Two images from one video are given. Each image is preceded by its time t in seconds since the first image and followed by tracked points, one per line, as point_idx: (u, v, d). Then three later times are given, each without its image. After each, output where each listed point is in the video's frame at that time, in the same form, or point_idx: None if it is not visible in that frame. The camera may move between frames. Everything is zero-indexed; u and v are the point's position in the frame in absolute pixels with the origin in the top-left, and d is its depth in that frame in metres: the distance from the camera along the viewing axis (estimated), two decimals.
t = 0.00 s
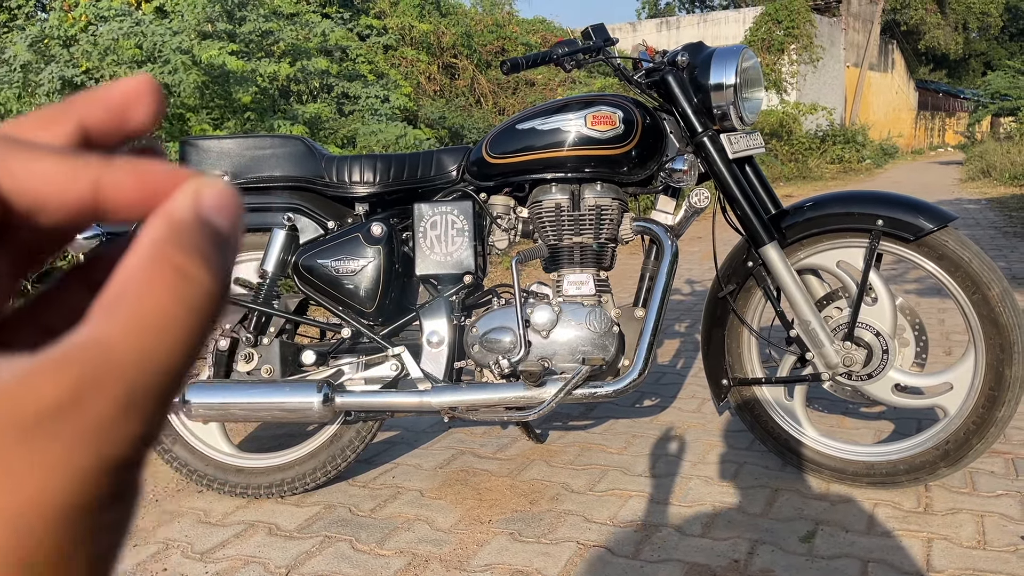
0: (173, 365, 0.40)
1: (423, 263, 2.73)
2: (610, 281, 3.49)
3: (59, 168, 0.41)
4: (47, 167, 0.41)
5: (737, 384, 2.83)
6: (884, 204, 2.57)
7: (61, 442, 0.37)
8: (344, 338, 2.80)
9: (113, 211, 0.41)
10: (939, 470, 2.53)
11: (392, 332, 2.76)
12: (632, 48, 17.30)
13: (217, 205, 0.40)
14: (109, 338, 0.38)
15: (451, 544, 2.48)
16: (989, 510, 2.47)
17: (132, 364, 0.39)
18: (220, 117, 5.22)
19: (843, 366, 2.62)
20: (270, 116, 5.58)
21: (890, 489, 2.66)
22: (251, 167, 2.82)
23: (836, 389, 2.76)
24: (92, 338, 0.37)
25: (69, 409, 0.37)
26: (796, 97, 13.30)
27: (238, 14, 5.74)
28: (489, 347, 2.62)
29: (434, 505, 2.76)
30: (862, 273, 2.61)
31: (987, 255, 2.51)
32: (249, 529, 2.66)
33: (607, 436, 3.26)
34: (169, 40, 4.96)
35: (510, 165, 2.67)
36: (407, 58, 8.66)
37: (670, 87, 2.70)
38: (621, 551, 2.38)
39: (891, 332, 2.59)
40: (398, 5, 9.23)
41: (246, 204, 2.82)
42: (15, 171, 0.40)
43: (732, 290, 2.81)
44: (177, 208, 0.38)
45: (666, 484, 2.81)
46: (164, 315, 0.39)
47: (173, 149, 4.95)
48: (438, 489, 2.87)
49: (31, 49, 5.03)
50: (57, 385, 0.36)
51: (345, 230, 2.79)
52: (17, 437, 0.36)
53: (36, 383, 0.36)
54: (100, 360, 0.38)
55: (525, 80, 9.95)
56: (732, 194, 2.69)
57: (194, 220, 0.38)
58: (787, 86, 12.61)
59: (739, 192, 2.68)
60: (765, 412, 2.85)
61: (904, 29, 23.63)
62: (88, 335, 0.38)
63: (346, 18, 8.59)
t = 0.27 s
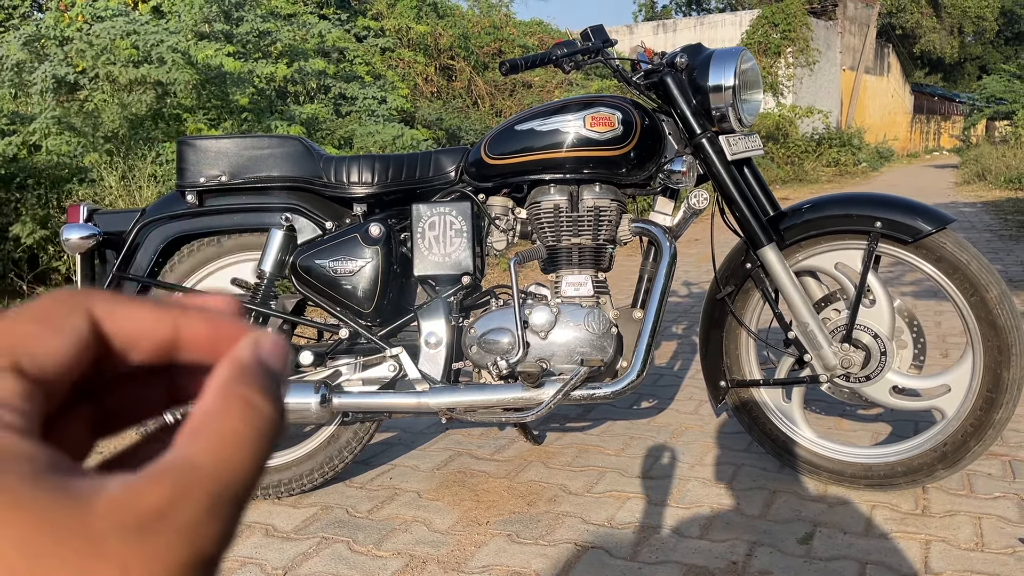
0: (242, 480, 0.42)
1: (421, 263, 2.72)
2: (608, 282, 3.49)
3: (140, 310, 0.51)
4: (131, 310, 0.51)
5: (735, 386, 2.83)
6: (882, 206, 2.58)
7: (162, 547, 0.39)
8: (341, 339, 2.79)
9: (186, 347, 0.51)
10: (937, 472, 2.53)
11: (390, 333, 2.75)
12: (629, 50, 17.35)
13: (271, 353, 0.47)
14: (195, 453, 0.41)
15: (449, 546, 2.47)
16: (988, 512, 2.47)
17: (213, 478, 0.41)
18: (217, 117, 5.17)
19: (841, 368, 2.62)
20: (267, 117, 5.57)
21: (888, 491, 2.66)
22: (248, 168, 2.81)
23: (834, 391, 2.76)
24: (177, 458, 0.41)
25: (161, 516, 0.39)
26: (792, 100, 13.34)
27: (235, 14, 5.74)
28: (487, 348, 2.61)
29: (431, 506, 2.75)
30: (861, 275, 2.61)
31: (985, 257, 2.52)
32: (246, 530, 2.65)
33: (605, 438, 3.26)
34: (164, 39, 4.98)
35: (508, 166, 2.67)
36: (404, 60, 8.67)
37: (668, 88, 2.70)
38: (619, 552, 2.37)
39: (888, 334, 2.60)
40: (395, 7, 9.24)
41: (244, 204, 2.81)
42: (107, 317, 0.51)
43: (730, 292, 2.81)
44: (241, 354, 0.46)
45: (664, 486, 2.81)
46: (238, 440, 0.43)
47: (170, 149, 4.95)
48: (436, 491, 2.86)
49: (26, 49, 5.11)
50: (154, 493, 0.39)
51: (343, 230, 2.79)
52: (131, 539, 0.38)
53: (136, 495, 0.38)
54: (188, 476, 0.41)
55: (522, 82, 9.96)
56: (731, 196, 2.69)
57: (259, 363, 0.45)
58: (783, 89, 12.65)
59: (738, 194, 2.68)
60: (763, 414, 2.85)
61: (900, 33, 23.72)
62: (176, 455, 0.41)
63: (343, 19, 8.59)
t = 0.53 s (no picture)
0: (175, 320, 0.41)
1: (417, 266, 2.72)
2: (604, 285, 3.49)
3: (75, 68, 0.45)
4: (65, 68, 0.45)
5: (731, 389, 2.83)
6: (878, 209, 2.58)
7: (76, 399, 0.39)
8: (337, 341, 2.79)
9: (116, 110, 0.46)
10: (933, 475, 2.54)
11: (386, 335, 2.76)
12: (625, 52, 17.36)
13: (238, 149, 0.42)
14: (114, 277, 0.39)
15: (444, 549, 2.47)
16: (983, 515, 2.48)
17: (133, 305, 0.40)
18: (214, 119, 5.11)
19: (837, 371, 2.62)
20: (263, 118, 5.52)
21: (883, 494, 2.66)
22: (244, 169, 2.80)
23: (829, 394, 2.76)
24: (98, 273, 0.38)
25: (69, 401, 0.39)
26: (788, 102, 13.36)
27: (231, 15, 5.72)
28: (483, 351, 2.61)
29: (427, 509, 2.74)
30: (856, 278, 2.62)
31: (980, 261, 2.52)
32: (241, 533, 2.64)
33: (601, 440, 3.26)
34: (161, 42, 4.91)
35: (504, 168, 2.66)
36: (401, 61, 8.67)
37: (665, 91, 2.71)
38: (614, 555, 2.37)
39: (884, 337, 2.60)
40: (392, 8, 9.23)
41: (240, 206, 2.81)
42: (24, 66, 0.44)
43: (726, 294, 2.81)
44: (184, 122, 0.41)
45: (659, 489, 2.80)
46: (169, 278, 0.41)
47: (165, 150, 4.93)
48: (432, 493, 2.86)
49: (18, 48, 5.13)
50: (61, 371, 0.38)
51: (339, 232, 2.79)
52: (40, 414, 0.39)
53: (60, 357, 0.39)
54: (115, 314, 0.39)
55: (518, 84, 9.96)
56: (727, 199, 2.69)
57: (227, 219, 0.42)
58: (780, 91, 12.67)
59: (734, 197, 2.69)
60: (758, 417, 2.85)
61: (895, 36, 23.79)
62: (93, 265, 0.38)
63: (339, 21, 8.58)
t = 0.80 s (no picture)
0: None
1: (415, 266, 2.72)
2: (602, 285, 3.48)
3: (190, 410, 0.54)
4: (190, 415, 0.54)
5: (728, 389, 2.83)
6: (876, 209, 2.59)
7: None
8: (335, 342, 2.78)
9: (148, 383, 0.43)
10: (931, 475, 2.54)
11: (384, 336, 2.75)
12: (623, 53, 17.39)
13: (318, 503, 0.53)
14: None
15: (442, 549, 2.46)
16: (981, 516, 2.48)
17: None
18: (211, 119, 5.10)
19: (835, 372, 2.62)
20: (258, 118, 5.41)
21: (881, 495, 2.66)
22: (242, 169, 2.79)
23: (827, 395, 2.76)
24: None
25: None
26: (785, 103, 13.38)
27: (228, 16, 5.72)
28: (481, 351, 2.61)
29: (424, 510, 2.74)
30: (854, 278, 2.62)
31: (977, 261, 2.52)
32: (238, 534, 2.63)
33: (599, 441, 3.26)
34: (159, 46, 4.85)
35: (502, 169, 2.66)
36: (398, 62, 8.67)
37: (663, 91, 2.70)
38: (612, 556, 2.37)
39: (882, 337, 2.60)
40: (389, 8, 9.23)
41: (237, 206, 2.80)
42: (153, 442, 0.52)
43: (724, 294, 2.81)
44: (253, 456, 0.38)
45: (657, 489, 2.80)
46: None
47: (162, 150, 4.91)
48: (429, 494, 2.85)
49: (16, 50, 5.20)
50: None
51: (336, 232, 2.78)
52: None
53: None
54: None
55: (516, 85, 9.97)
56: (725, 199, 2.69)
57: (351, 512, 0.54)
58: (777, 92, 12.69)
59: (732, 197, 2.68)
60: (756, 417, 2.85)
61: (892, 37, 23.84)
62: None
63: (337, 21, 8.58)
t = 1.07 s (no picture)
0: None
1: (412, 267, 2.71)
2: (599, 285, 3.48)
3: (216, 412, 0.48)
4: (216, 414, 0.47)
5: (726, 390, 2.82)
6: (873, 209, 2.58)
7: None
8: (332, 342, 2.78)
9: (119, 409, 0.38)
10: (929, 475, 2.53)
11: (381, 336, 2.75)
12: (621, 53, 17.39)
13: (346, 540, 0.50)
14: None
15: (439, 550, 2.46)
16: (979, 516, 2.47)
17: None
18: (208, 120, 5.12)
19: (833, 372, 2.62)
20: (257, 118, 5.46)
21: (879, 495, 2.66)
22: (238, 169, 2.79)
23: (825, 395, 2.76)
24: None
25: None
26: (783, 103, 13.39)
27: (225, 16, 5.71)
28: (478, 352, 2.60)
29: (422, 511, 2.73)
30: (852, 278, 2.61)
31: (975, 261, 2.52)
32: (234, 535, 2.63)
33: (597, 441, 3.25)
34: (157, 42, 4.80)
35: (499, 169, 2.65)
36: (396, 62, 8.67)
37: (660, 91, 2.70)
38: (610, 557, 2.36)
39: (880, 337, 2.60)
40: (387, 8, 9.22)
41: (233, 206, 2.79)
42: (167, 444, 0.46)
43: (722, 295, 2.81)
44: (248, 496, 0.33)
45: (655, 490, 2.80)
46: None
47: (159, 151, 4.90)
48: (427, 495, 2.84)
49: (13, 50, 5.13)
50: None
51: (333, 233, 2.77)
52: None
53: None
54: None
55: (514, 85, 9.96)
56: (722, 199, 2.68)
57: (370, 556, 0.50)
58: (775, 93, 12.70)
59: (730, 197, 2.68)
60: (754, 418, 2.84)
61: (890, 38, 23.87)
62: None
63: (334, 21, 8.57)
